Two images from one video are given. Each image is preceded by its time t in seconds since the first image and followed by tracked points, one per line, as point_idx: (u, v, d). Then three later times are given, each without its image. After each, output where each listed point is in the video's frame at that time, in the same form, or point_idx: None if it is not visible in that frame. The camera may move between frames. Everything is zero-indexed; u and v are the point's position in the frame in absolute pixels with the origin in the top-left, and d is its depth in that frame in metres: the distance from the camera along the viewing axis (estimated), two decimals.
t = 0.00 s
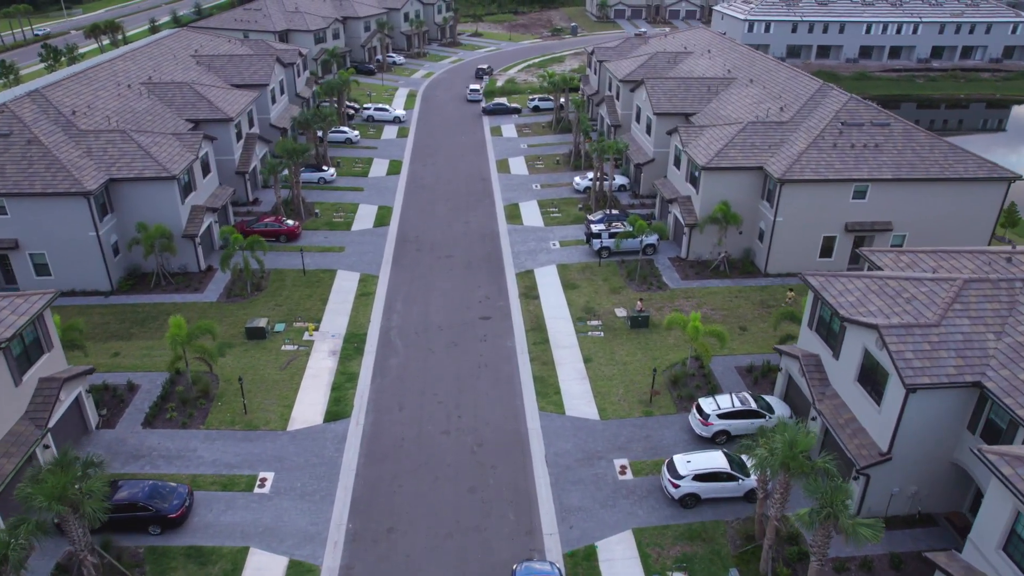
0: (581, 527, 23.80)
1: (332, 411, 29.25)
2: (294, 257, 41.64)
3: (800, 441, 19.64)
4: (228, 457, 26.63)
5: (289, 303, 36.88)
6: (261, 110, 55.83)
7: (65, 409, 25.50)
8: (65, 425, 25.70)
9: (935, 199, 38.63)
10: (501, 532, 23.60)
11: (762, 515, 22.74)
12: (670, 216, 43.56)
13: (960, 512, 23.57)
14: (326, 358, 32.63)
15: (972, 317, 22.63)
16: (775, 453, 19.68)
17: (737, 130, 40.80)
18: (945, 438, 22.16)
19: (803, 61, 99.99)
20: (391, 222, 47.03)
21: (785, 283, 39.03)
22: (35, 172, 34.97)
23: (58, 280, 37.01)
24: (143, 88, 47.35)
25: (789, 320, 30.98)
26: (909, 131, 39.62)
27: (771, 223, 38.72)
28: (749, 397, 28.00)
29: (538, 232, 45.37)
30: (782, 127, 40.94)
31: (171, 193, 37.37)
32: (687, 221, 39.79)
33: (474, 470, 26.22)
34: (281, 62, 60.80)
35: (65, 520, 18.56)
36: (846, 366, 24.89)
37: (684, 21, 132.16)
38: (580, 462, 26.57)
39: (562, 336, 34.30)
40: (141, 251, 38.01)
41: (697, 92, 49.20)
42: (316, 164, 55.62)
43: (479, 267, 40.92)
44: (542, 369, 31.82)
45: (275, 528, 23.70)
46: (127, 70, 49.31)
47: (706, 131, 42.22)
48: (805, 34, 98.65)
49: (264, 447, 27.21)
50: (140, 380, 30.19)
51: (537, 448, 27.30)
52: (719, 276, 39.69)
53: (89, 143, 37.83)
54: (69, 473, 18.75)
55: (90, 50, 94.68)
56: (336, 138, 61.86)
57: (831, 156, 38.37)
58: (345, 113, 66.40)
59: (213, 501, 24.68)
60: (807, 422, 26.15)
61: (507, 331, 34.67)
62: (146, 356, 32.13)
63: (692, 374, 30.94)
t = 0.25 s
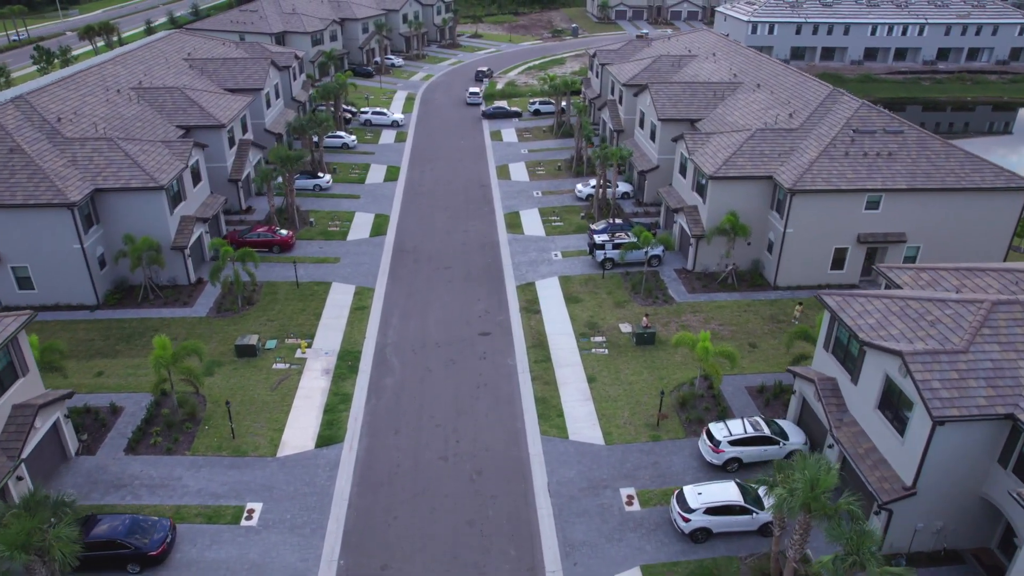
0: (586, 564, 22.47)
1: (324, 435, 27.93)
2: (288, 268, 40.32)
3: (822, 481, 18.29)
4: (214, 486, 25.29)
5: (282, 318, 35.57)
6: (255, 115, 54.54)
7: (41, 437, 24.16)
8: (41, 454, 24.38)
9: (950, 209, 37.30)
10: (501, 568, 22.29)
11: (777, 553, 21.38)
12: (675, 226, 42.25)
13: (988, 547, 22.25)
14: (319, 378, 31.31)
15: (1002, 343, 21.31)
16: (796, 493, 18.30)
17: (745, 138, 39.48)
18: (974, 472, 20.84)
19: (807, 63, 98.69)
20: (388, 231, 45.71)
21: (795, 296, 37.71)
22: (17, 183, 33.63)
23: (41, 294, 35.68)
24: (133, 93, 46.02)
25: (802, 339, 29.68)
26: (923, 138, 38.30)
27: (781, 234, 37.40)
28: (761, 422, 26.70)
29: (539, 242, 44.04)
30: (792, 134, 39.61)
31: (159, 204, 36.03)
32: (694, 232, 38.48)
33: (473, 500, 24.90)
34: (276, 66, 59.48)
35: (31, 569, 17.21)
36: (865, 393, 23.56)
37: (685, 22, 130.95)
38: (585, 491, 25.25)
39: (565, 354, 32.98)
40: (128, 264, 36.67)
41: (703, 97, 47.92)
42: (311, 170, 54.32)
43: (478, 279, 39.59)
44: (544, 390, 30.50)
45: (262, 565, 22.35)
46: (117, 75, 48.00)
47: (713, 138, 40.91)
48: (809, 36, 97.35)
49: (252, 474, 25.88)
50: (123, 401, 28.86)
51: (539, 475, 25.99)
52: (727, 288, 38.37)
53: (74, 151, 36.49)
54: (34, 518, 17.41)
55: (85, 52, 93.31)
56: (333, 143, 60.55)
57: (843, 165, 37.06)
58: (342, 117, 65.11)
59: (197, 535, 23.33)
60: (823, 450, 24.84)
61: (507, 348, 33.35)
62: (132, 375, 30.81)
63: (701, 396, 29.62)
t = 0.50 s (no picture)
0: None
1: (315, 462, 26.58)
2: (281, 281, 38.99)
3: (847, 526, 17.27)
4: (199, 518, 23.92)
5: (273, 334, 34.26)
6: (249, 120, 53.24)
7: (14, 468, 22.79)
8: (14, 486, 23.00)
9: (967, 221, 35.95)
10: None
11: None
12: (681, 236, 40.93)
13: None
14: (311, 399, 29.99)
15: None
16: (820, 541, 17.24)
17: (754, 146, 38.14)
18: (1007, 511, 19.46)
19: (811, 65, 97.36)
20: (385, 241, 44.38)
21: (806, 311, 36.38)
22: None
23: (24, 309, 34.33)
24: (122, 98, 44.67)
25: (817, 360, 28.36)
26: (939, 146, 36.94)
27: (792, 246, 36.05)
28: (775, 449, 25.38)
29: (540, 253, 42.70)
30: (802, 142, 38.29)
31: (146, 215, 34.70)
32: (701, 244, 37.16)
33: (472, 533, 23.55)
34: (271, 69, 58.18)
35: None
36: (887, 422, 22.21)
37: (687, 23, 129.71)
38: (590, 524, 23.89)
39: (567, 373, 31.64)
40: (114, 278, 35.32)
41: (709, 102, 46.59)
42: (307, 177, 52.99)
43: (478, 292, 38.25)
44: (547, 412, 29.17)
45: None
46: (106, 79, 46.64)
47: (720, 146, 39.57)
48: (814, 38, 96.00)
49: (239, 505, 24.52)
50: (105, 426, 27.52)
51: (541, 506, 24.65)
52: (735, 302, 37.05)
53: (58, 160, 35.14)
54: None
55: (79, 53, 91.95)
56: (329, 148, 59.20)
57: (855, 174, 35.72)
58: (338, 121, 63.78)
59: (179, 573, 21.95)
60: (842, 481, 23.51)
61: (508, 366, 32.01)
62: (115, 396, 29.47)
63: (710, 419, 28.30)
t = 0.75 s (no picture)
0: None
1: (306, 492, 25.22)
2: (273, 294, 37.63)
3: None
4: (181, 554, 22.54)
5: (264, 352, 32.91)
6: (242, 126, 51.94)
7: None
8: None
9: (985, 233, 34.59)
10: None
11: None
12: (688, 247, 39.59)
13: None
14: (302, 422, 28.64)
15: None
16: None
17: (763, 154, 36.77)
18: None
19: (816, 67, 95.98)
20: (382, 252, 43.03)
21: (818, 326, 35.03)
22: None
23: (5, 325, 32.97)
24: (110, 104, 43.32)
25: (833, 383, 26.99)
26: (956, 155, 35.57)
27: (803, 259, 34.71)
28: (791, 480, 24.04)
29: (542, 263, 41.33)
30: (814, 150, 36.91)
31: (132, 228, 33.34)
32: (709, 256, 35.82)
33: (470, 570, 22.18)
34: (266, 73, 56.84)
35: None
36: (912, 455, 20.80)
37: (689, 24, 128.48)
38: (596, 561, 22.52)
39: (571, 393, 30.29)
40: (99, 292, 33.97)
41: (715, 108, 45.23)
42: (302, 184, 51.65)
43: (477, 306, 36.88)
44: (549, 437, 27.83)
45: None
46: (95, 84, 45.29)
47: (728, 154, 38.20)
48: (819, 39, 94.63)
49: (224, 540, 23.14)
50: (85, 452, 26.16)
51: (544, 540, 23.29)
52: (744, 317, 35.72)
53: (41, 170, 33.79)
54: None
55: (73, 55, 90.59)
56: (325, 154, 57.83)
57: (869, 184, 34.35)
58: (335, 125, 62.45)
59: None
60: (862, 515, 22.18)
61: (508, 387, 30.64)
62: (97, 419, 28.13)
63: (721, 445, 26.94)
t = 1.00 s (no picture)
0: None
1: (295, 525, 23.87)
2: (265, 309, 36.29)
3: None
4: None
5: (254, 372, 31.57)
6: (235, 132, 50.62)
7: None
8: None
9: (1005, 246, 33.24)
10: None
11: None
12: (694, 259, 38.26)
13: None
14: (293, 448, 27.30)
15: None
16: None
17: (773, 164, 35.39)
18: None
19: (821, 69, 94.63)
20: (378, 263, 41.69)
21: (831, 343, 33.68)
22: None
23: None
24: (98, 110, 41.96)
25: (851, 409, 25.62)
26: (974, 165, 34.20)
27: (816, 273, 33.35)
28: (808, 514, 22.70)
29: (543, 276, 39.99)
30: (826, 160, 35.53)
31: (117, 242, 31.96)
32: (717, 271, 34.47)
33: None
34: (260, 77, 55.52)
35: None
36: (941, 493, 19.39)
37: (691, 25, 127.28)
38: None
39: (574, 416, 28.96)
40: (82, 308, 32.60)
41: (722, 114, 43.89)
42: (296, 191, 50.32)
43: (476, 322, 35.55)
44: (552, 465, 26.49)
45: None
46: (83, 90, 43.94)
47: (737, 163, 36.83)
48: (823, 41, 93.26)
49: None
50: (63, 483, 24.80)
51: None
52: (754, 333, 34.37)
53: (21, 181, 32.42)
54: None
55: (67, 57, 89.25)
56: (321, 159, 56.45)
57: (885, 196, 32.99)
58: (331, 130, 61.10)
59: None
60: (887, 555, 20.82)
61: (509, 410, 29.31)
62: (77, 445, 26.79)
63: (733, 473, 25.61)
